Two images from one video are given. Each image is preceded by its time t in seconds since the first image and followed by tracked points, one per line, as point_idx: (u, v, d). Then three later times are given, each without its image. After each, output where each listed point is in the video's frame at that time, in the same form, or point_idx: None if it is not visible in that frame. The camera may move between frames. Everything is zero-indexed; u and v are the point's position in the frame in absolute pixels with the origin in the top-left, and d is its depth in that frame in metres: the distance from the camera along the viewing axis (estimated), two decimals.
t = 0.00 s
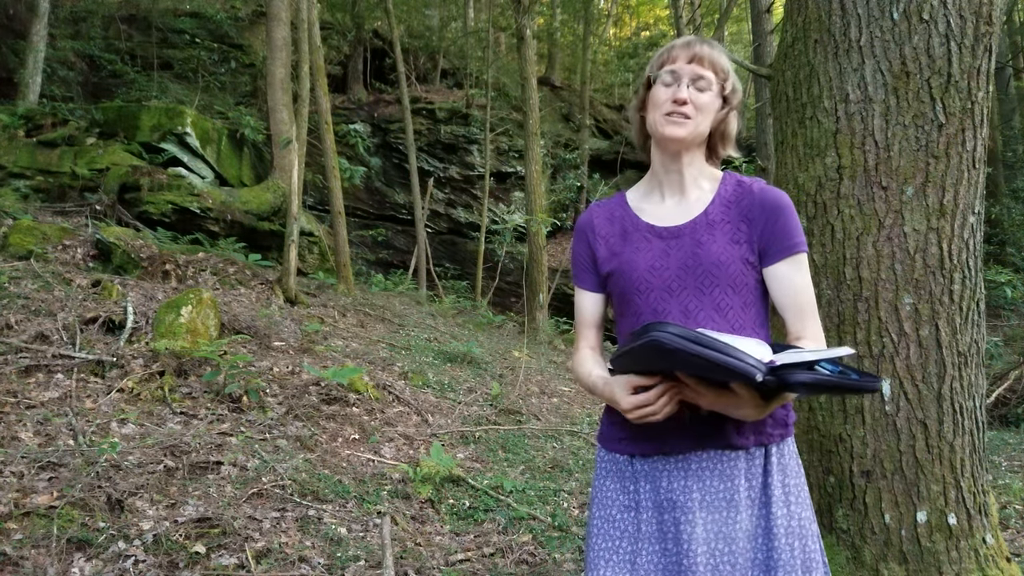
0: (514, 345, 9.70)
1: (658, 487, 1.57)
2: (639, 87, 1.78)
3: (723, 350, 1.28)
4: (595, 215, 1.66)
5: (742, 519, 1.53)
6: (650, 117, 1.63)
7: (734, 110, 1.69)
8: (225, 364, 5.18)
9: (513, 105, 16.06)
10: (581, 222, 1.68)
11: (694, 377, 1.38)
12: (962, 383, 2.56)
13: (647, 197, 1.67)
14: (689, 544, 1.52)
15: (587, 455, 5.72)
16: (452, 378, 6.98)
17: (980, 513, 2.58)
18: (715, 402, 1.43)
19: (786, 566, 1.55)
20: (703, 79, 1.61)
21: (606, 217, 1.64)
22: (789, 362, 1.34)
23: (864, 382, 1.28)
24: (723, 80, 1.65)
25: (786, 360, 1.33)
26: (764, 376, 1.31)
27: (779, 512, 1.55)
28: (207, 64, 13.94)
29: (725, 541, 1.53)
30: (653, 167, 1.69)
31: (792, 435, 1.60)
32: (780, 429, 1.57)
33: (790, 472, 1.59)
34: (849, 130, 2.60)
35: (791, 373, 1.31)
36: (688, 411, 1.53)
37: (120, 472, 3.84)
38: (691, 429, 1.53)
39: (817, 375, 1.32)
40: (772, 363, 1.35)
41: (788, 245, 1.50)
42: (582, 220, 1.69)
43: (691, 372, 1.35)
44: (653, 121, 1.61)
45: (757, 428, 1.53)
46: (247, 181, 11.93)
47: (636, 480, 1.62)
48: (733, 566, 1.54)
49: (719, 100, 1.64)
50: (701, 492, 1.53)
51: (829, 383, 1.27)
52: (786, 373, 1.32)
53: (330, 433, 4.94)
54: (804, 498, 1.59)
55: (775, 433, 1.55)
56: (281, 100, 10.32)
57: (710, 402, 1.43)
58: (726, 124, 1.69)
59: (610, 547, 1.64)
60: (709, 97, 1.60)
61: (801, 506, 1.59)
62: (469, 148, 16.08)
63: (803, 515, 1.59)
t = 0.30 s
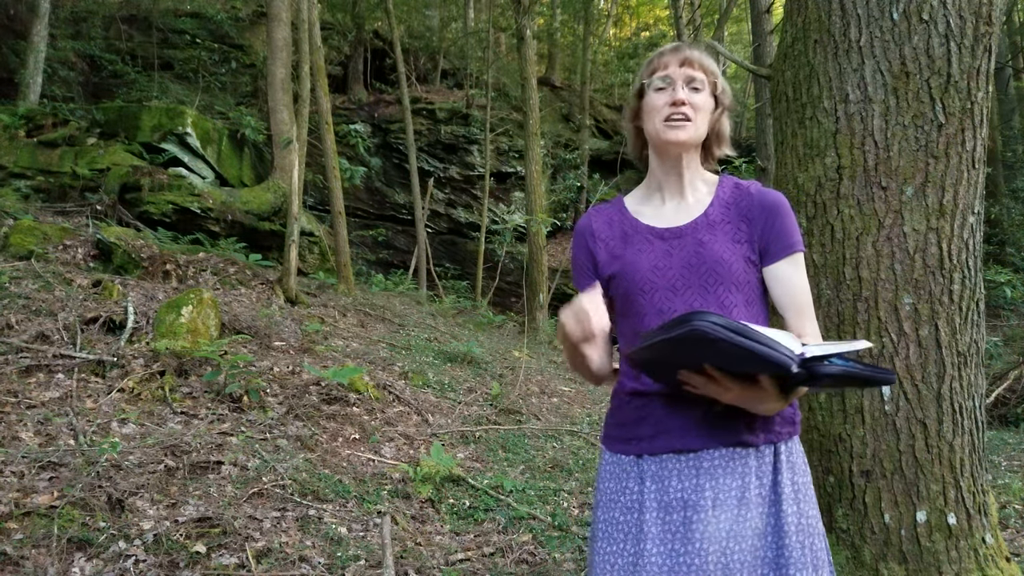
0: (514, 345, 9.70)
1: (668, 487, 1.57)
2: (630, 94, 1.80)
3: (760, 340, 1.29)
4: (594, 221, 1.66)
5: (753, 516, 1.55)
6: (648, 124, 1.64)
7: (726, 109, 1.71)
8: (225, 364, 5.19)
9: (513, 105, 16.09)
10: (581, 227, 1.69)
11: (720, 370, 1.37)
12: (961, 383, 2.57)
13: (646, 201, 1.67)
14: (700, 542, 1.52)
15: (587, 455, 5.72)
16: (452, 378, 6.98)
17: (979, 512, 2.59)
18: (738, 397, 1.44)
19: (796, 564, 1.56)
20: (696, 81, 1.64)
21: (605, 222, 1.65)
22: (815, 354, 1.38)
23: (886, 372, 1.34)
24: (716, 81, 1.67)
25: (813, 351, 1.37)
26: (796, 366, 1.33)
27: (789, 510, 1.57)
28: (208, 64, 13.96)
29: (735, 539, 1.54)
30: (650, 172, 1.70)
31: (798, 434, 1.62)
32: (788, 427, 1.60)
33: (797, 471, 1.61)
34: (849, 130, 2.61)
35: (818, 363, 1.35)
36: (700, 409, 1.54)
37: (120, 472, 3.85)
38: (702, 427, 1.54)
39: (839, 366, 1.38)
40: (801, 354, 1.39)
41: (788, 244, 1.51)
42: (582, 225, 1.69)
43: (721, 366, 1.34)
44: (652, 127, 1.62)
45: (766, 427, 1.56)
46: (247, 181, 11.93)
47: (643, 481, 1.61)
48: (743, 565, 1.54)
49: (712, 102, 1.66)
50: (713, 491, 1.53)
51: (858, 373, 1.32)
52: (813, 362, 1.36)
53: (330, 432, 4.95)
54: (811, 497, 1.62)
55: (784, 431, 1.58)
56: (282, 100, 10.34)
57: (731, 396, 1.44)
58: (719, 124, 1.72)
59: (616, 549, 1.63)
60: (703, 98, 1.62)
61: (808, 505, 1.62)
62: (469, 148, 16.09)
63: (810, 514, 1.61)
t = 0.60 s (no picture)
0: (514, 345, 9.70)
1: (670, 488, 1.57)
2: (623, 100, 1.80)
3: (782, 351, 1.29)
4: (599, 217, 1.65)
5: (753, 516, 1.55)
6: (646, 128, 1.63)
7: (717, 102, 1.75)
8: (225, 364, 5.18)
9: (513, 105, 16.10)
10: (584, 224, 1.67)
11: (737, 376, 1.38)
12: (961, 383, 2.57)
13: (650, 201, 1.67)
14: (702, 543, 1.52)
15: (587, 455, 5.73)
16: (452, 378, 6.98)
17: (979, 513, 2.59)
18: (751, 403, 1.45)
19: (796, 562, 1.56)
20: (686, 76, 1.64)
21: (610, 219, 1.64)
22: (829, 365, 1.39)
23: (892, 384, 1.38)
24: (704, 75, 1.68)
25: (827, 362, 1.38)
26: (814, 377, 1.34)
27: (787, 509, 1.58)
28: (208, 64, 13.96)
29: (736, 538, 1.54)
30: (653, 173, 1.69)
31: (795, 434, 1.63)
32: (786, 427, 1.61)
33: (794, 470, 1.62)
34: (849, 130, 2.61)
35: (832, 374, 1.37)
36: (704, 411, 1.54)
37: (120, 472, 3.85)
38: (706, 428, 1.54)
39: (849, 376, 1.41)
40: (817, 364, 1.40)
41: (791, 251, 1.54)
42: (585, 221, 1.67)
43: (739, 372, 1.34)
44: (652, 129, 1.61)
45: (766, 428, 1.57)
46: (247, 181, 11.93)
47: (644, 482, 1.61)
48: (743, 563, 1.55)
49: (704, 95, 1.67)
50: (714, 491, 1.53)
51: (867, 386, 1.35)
52: (826, 372, 1.39)
53: (331, 432, 4.95)
54: (808, 496, 1.63)
55: (782, 431, 1.59)
56: (282, 100, 10.34)
57: (741, 401, 1.44)
58: (712, 114, 1.75)
59: (617, 550, 1.62)
60: (697, 92, 1.63)
61: (805, 503, 1.62)
62: (469, 148, 16.09)
63: (807, 513, 1.62)
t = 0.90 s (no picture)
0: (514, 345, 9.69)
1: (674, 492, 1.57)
2: (622, 101, 1.79)
3: (790, 357, 1.29)
4: (601, 216, 1.63)
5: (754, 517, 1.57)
6: (647, 132, 1.63)
7: (717, 100, 1.74)
8: (225, 364, 5.18)
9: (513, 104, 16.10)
10: (585, 222, 1.64)
11: (742, 381, 1.38)
12: (962, 383, 2.57)
13: (652, 200, 1.66)
14: (707, 545, 1.53)
15: (587, 455, 5.73)
16: (453, 378, 6.98)
17: (979, 512, 2.59)
18: (755, 408, 1.45)
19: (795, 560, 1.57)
20: (686, 80, 1.64)
21: (613, 218, 1.63)
22: (832, 369, 1.41)
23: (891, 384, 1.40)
24: (703, 76, 1.68)
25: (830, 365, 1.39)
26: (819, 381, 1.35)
27: (785, 508, 1.59)
28: (208, 64, 13.97)
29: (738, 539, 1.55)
30: (652, 175, 1.70)
31: (792, 432, 1.64)
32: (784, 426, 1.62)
33: (792, 468, 1.63)
34: (849, 130, 2.61)
35: (834, 378, 1.38)
36: (705, 414, 1.54)
37: (121, 472, 3.85)
38: (708, 429, 1.54)
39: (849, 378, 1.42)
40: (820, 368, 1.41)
41: (791, 253, 1.57)
42: (586, 219, 1.65)
43: (747, 378, 1.35)
44: (652, 135, 1.62)
45: (766, 429, 1.56)
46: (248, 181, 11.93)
47: (647, 485, 1.61)
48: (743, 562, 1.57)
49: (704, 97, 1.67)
50: (717, 494, 1.54)
51: (869, 388, 1.37)
52: (828, 375, 1.40)
53: (331, 432, 4.95)
54: (805, 493, 1.64)
55: (781, 430, 1.59)
56: (282, 100, 10.34)
57: (745, 405, 1.44)
58: (712, 112, 1.75)
59: (620, 552, 1.61)
60: (698, 95, 1.63)
61: (801, 501, 1.63)
62: (469, 148, 16.10)
63: (804, 510, 1.63)
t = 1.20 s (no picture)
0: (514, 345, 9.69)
1: (673, 492, 1.57)
2: (624, 99, 1.79)
3: (785, 361, 1.30)
4: (601, 215, 1.62)
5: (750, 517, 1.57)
6: (648, 132, 1.63)
7: (719, 99, 1.75)
8: (225, 364, 5.18)
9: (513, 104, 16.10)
10: (585, 222, 1.64)
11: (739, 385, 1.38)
12: (962, 383, 2.57)
13: (652, 200, 1.66)
14: (706, 546, 1.53)
15: (587, 455, 5.73)
16: (453, 378, 6.99)
17: (979, 513, 2.59)
18: (752, 409, 1.45)
19: (790, 559, 1.58)
20: (689, 79, 1.64)
21: (613, 217, 1.62)
22: (827, 371, 1.41)
23: (888, 385, 1.40)
24: (707, 76, 1.68)
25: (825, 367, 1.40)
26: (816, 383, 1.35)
27: (782, 508, 1.60)
28: (208, 65, 13.97)
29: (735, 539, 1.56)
30: (653, 173, 1.70)
31: (788, 433, 1.65)
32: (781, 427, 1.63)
33: (788, 468, 1.64)
34: (849, 130, 2.61)
35: (830, 379, 1.38)
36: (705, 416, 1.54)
37: (121, 472, 3.85)
38: (708, 431, 1.54)
39: (845, 379, 1.42)
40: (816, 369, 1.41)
41: (790, 254, 1.58)
42: (586, 219, 1.64)
43: (744, 382, 1.35)
44: (653, 133, 1.62)
45: (763, 430, 1.57)
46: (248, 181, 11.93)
47: (646, 485, 1.61)
48: (739, 562, 1.57)
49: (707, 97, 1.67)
50: (716, 495, 1.54)
51: (866, 389, 1.37)
52: (826, 376, 1.40)
53: (331, 432, 4.95)
54: (801, 494, 1.65)
55: (778, 431, 1.61)
56: (283, 100, 10.34)
57: (743, 407, 1.45)
58: (714, 111, 1.75)
59: (619, 553, 1.61)
60: (701, 94, 1.63)
61: (796, 501, 1.64)
62: (470, 148, 16.10)
63: (799, 510, 1.64)
